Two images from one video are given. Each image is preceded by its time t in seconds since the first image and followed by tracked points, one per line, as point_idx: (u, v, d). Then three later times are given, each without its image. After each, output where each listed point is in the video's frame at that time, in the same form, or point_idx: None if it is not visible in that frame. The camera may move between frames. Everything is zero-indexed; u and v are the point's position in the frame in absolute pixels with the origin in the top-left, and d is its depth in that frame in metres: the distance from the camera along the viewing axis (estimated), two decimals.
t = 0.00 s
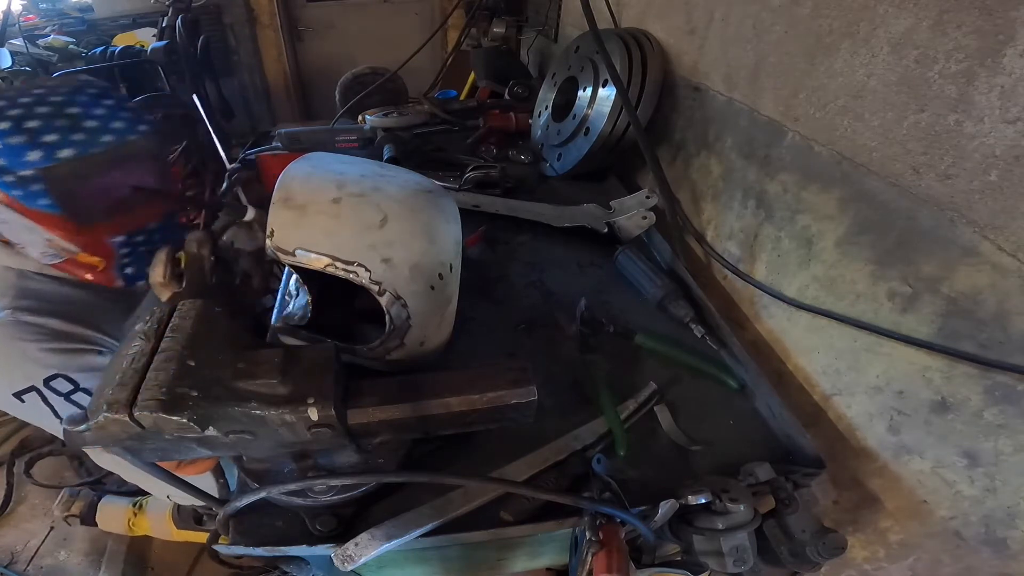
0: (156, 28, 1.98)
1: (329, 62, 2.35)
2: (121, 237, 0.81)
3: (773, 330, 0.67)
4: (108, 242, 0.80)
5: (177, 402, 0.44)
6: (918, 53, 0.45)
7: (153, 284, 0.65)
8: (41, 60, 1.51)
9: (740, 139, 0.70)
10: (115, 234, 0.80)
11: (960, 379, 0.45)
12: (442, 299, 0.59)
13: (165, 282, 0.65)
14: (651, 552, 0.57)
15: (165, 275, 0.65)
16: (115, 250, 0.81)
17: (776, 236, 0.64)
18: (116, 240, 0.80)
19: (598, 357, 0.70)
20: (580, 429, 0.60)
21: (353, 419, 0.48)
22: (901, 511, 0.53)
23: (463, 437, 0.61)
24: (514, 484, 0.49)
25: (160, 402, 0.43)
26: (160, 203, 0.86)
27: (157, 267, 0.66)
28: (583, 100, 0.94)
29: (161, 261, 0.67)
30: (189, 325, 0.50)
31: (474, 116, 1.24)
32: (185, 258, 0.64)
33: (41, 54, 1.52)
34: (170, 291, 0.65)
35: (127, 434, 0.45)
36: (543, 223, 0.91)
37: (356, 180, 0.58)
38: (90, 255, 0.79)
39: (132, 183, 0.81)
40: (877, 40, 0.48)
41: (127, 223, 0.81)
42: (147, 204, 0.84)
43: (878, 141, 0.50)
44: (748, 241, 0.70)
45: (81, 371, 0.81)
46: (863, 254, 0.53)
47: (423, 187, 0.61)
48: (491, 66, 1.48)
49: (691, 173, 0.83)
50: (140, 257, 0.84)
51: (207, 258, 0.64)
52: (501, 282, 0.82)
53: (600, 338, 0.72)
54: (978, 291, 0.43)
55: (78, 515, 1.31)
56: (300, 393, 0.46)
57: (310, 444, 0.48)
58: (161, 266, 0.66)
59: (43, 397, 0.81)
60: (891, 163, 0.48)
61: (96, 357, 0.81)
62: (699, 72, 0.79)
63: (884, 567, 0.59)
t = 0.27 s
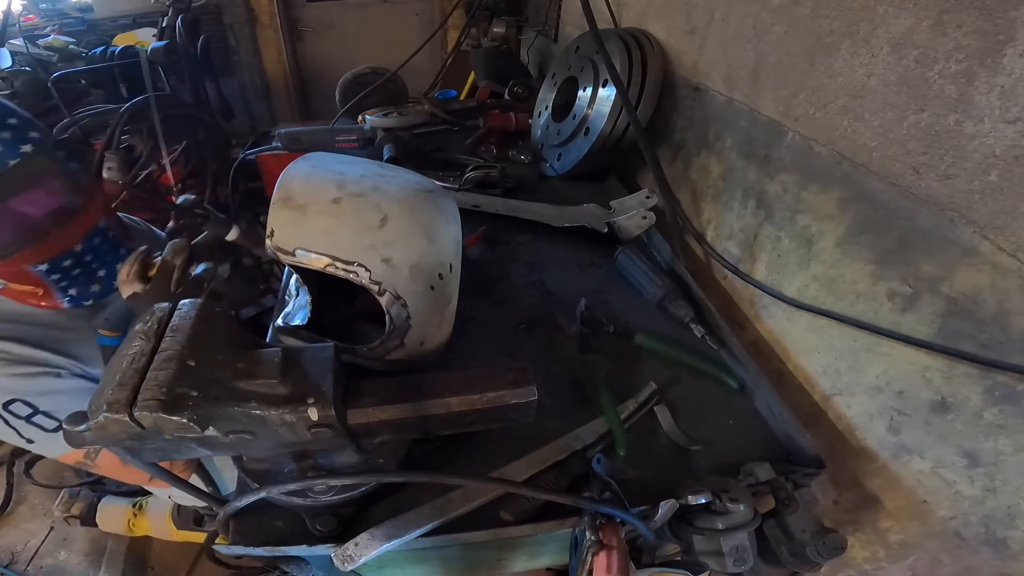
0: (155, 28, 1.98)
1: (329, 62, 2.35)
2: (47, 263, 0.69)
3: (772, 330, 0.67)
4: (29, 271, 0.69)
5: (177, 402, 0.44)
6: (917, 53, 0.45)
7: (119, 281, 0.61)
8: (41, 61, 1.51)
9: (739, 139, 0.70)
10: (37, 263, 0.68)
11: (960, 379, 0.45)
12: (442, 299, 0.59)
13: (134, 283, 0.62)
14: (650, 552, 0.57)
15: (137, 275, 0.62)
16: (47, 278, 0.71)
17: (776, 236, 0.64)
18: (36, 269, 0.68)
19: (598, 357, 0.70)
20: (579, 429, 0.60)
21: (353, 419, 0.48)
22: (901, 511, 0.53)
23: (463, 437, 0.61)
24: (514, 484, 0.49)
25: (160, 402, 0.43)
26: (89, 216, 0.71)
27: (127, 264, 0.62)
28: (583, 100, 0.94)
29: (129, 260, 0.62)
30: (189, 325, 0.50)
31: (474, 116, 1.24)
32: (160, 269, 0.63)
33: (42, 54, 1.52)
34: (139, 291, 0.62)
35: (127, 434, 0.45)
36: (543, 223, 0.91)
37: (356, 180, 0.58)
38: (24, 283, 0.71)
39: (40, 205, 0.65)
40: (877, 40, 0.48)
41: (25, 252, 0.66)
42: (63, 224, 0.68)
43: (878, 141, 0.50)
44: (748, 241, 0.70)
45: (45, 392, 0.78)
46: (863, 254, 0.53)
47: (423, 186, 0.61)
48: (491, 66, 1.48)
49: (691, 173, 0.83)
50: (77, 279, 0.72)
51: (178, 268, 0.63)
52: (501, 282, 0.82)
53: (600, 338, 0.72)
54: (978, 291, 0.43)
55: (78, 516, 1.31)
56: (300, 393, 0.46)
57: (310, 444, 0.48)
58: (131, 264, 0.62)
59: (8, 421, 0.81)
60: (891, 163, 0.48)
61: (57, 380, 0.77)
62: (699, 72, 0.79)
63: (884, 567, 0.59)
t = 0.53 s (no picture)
0: (155, 28, 1.99)
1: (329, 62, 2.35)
2: (31, 259, 0.71)
3: (773, 330, 0.67)
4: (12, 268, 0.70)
5: (177, 402, 0.44)
6: (918, 53, 0.45)
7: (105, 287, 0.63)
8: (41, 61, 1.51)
9: (739, 139, 0.70)
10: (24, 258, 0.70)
11: (960, 379, 0.45)
12: (442, 299, 0.59)
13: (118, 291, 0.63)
14: (651, 552, 0.57)
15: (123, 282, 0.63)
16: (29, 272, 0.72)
17: (776, 236, 0.64)
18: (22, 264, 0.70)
19: (598, 357, 0.70)
20: (579, 429, 0.60)
21: (353, 419, 0.48)
22: (901, 511, 0.53)
23: (463, 437, 0.61)
24: (514, 484, 0.49)
25: (161, 402, 0.43)
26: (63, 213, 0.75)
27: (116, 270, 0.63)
28: (583, 100, 0.94)
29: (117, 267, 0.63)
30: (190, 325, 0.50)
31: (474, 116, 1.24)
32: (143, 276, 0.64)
33: (41, 54, 1.52)
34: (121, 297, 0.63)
35: (127, 434, 0.45)
36: (543, 223, 0.91)
37: (356, 180, 0.58)
38: None
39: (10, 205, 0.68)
40: (877, 40, 0.48)
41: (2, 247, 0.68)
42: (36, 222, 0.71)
43: (878, 141, 0.50)
44: (748, 241, 0.70)
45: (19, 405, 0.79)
46: (863, 254, 0.53)
47: (423, 187, 0.61)
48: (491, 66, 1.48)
49: (691, 173, 0.83)
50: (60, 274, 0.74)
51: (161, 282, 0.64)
52: (501, 282, 0.82)
53: (599, 338, 0.73)
54: (979, 291, 0.43)
55: (78, 517, 1.30)
56: (300, 393, 0.46)
57: (310, 444, 0.48)
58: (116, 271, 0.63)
59: None
60: (892, 163, 0.48)
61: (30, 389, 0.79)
62: (699, 72, 0.79)
63: (884, 567, 0.59)
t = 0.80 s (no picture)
0: (156, 28, 1.99)
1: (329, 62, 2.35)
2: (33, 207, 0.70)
3: (773, 330, 0.67)
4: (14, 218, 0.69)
5: (177, 402, 0.44)
6: (918, 53, 0.45)
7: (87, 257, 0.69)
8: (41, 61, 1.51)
9: (739, 139, 0.70)
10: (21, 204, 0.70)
11: (960, 379, 0.45)
12: (442, 299, 0.59)
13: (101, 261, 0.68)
14: (650, 552, 0.57)
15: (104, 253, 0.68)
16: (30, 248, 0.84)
17: (776, 236, 0.64)
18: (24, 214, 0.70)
19: (598, 357, 0.70)
20: (579, 429, 0.60)
21: (353, 419, 0.48)
22: (901, 511, 0.53)
23: (463, 437, 0.61)
24: (513, 484, 0.49)
25: (161, 402, 0.43)
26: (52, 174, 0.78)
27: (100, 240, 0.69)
28: (583, 100, 0.94)
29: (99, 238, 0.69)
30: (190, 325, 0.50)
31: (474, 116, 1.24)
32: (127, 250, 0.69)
33: (41, 54, 1.52)
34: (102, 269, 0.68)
35: (127, 434, 0.45)
36: (543, 223, 0.91)
37: (356, 180, 0.58)
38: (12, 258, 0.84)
39: (6, 183, 0.80)
40: (877, 40, 0.48)
41: (5, 220, 0.80)
42: (30, 196, 0.82)
43: (878, 141, 0.50)
44: (748, 241, 0.70)
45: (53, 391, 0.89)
46: (863, 254, 0.53)
47: (423, 187, 0.61)
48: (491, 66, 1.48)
49: (691, 173, 0.83)
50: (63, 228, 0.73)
51: (144, 254, 0.70)
52: (501, 282, 0.82)
53: (599, 338, 0.73)
54: (979, 291, 0.43)
55: (78, 518, 1.30)
56: (301, 394, 0.46)
57: (310, 444, 0.48)
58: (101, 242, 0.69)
59: None
60: (892, 163, 0.48)
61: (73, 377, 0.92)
62: (699, 72, 0.79)
63: (884, 567, 0.59)
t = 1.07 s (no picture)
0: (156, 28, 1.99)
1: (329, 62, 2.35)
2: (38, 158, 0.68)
3: (772, 330, 0.67)
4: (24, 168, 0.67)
5: (177, 402, 0.44)
6: (917, 53, 0.45)
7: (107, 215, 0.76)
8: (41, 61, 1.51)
9: (740, 139, 0.70)
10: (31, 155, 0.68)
11: (960, 379, 0.45)
12: (444, 299, 0.60)
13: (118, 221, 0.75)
14: (650, 552, 0.57)
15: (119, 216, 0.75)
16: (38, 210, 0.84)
17: (776, 236, 0.64)
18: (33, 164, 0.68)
19: (598, 357, 0.70)
20: (579, 429, 0.60)
21: (353, 419, 0.48)
22: (901, 511, 0.53)
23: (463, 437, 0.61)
24: (514, 484, 0.49)
25: (161, 402, 0.43)
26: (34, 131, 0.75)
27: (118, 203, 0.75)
28: (583, 100, 0.94)
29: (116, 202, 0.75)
30: (189, 325, 0.50)
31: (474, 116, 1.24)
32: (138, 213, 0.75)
33: (41, 54, 1.52)
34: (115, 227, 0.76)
35: (127, 434, 0.45)
36: (543, 223, 0.91)
37: (358, 180, 0.58)
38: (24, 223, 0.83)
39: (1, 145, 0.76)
40: (877, 40, 0.48)
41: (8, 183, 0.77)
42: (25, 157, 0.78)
43: (878, 141, 0.50)
44: (748, 241, 0.70)
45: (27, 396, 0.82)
46: (862, 254, 0.53)
47: (424, 186, 0.62)
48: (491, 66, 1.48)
49: (691, 173, 0.83)
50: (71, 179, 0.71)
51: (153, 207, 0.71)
52: (501, 282, 0.82)
53: (599, 338, 0.73)
54: (979, 291, 0.43)
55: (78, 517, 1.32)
56: (300, 394, 0.46)
57: (310, 445, 0.48)
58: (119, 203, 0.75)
59: None
60: (891, 163, 0.48)
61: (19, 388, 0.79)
62: (699, 72, 0.79)
63: (884, 567, 0.59)
